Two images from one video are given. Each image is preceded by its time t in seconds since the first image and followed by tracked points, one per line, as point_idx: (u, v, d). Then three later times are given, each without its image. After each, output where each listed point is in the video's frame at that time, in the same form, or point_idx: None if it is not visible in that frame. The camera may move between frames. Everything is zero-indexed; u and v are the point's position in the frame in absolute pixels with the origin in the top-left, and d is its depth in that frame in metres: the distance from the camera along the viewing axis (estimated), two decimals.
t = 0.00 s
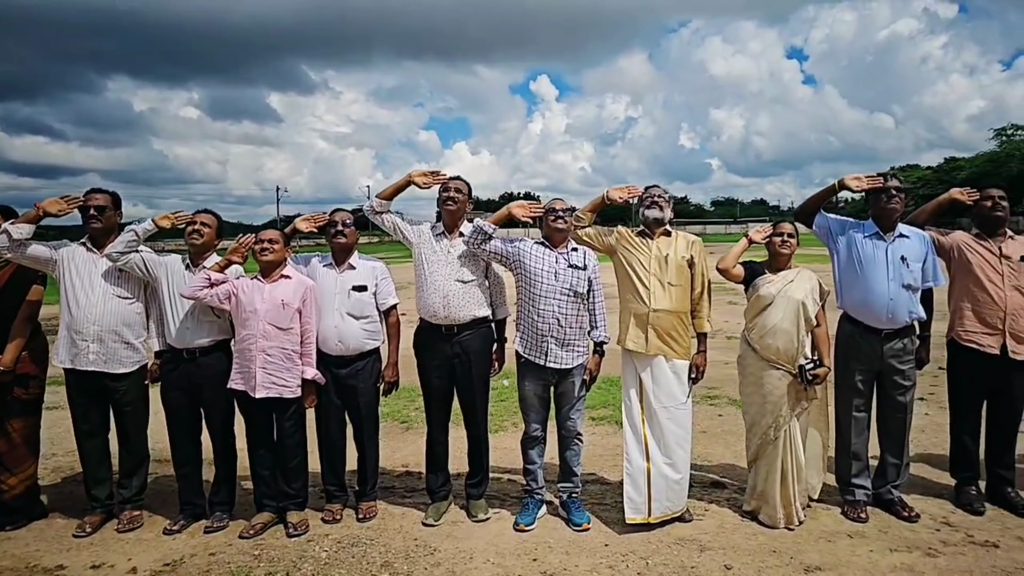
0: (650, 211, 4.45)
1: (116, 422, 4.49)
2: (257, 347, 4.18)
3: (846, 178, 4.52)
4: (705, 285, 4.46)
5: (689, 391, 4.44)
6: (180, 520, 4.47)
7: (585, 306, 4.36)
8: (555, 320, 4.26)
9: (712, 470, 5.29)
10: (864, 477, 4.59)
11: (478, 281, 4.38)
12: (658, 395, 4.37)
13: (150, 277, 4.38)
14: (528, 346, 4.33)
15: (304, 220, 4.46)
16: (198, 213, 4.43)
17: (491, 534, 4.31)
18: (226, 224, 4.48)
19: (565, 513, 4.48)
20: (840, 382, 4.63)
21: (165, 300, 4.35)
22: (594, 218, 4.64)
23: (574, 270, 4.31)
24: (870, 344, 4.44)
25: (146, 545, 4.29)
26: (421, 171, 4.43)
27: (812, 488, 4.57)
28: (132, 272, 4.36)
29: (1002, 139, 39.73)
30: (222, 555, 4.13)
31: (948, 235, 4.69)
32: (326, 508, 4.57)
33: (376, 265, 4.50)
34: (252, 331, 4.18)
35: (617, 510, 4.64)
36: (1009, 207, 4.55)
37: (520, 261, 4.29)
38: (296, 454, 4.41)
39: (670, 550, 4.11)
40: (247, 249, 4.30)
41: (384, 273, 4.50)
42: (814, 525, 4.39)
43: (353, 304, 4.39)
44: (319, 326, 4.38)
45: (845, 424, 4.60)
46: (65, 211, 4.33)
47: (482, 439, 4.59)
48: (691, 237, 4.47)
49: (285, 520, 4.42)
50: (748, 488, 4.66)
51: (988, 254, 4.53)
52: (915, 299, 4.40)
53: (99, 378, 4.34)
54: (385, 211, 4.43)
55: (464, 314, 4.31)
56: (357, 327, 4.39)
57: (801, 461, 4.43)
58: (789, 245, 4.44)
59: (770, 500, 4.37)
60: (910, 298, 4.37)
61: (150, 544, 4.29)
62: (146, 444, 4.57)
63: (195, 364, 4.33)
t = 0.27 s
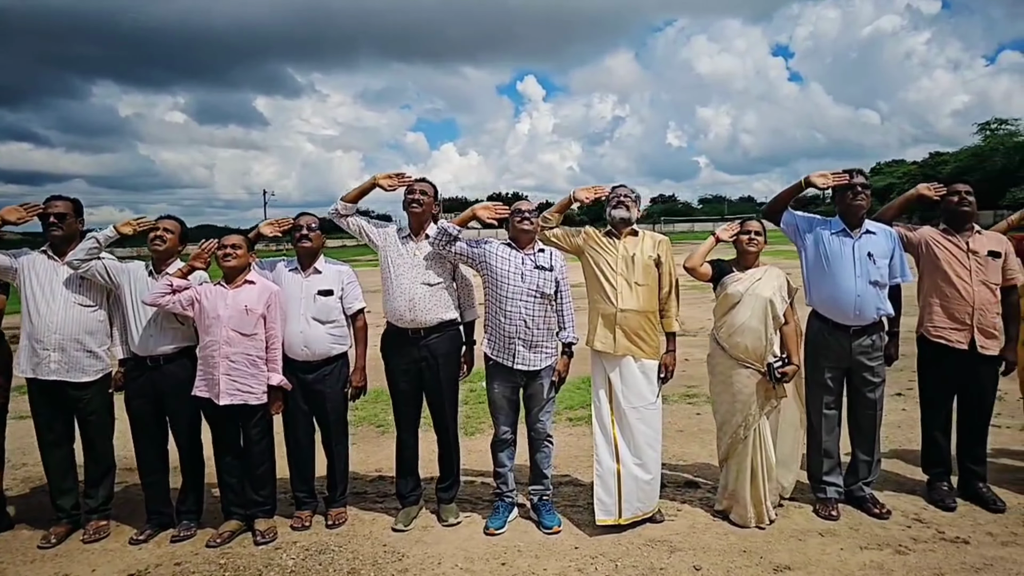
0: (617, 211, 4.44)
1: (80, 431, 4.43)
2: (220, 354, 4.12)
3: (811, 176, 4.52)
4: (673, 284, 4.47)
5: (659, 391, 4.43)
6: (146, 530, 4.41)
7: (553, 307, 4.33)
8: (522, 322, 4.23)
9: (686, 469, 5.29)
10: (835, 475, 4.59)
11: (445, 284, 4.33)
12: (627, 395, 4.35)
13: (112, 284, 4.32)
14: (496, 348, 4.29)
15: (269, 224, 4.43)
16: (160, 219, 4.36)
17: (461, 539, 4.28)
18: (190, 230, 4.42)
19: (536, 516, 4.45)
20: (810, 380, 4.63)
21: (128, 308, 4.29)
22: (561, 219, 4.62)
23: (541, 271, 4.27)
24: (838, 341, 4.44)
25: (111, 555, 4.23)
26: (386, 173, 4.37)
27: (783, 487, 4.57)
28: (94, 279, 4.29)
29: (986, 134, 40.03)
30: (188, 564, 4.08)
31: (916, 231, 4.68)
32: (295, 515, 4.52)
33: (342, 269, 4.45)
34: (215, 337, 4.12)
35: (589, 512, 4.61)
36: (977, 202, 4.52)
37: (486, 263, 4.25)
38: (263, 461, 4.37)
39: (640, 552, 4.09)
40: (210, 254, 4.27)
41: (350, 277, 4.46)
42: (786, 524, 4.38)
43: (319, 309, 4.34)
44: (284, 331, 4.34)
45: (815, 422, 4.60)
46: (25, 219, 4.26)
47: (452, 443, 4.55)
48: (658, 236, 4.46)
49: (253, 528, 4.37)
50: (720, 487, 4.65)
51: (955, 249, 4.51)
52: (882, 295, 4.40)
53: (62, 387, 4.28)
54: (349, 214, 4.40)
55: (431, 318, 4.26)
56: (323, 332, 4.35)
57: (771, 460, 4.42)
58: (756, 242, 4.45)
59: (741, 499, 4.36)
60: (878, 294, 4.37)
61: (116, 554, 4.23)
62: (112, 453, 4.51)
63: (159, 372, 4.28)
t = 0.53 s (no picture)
0: (588, 211, 4.42)
1: (49, 432, 4.41)
2: (186, 355, 4.11)
3: (784, 177, 4.50)
4: (644, 285, 4.46)
5: (630, 393, 4.41)
6: (115, 530, 4.39)
7: (523, 308, 4.29)
8: (491, 324, 4.19)
9: (661, 470, 5.30)
10: (807, 477, 4.57)
11: (414, 284, 4.30)
12: (597, 397, 4.33)
13: (80, 285, 4.31)
14: (465, 349, 4.26)
15: (238, 225, 4.42)
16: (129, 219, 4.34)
17: (429, 540, 4.25)
18: (158, 230, 4.40)
19: (506, 518, 4.43)
20: (783, 381, 4.61)
21: (96, 308, 4.28)
22: (533, 220, 4.60)
23: (510, 272, 4.23)
24: (810, 342, 4.42)
25: (78, 556, 4.21)
26: (355, 173, 4.35)
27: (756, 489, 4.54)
28: (62, 279, 4.27)
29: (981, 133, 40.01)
30: (154, 565, 4.06)
31: (892, 232, 4.62)
32: (265, 517, 4.50)
33: (311, 270, 4.43)
34: (181, 338, 4.11)
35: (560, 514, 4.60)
36: (951, 203, 4.50)
37: (455, 263, 4.22)
38: (232, 462, 4.35)
39: (608, 554, 4.07)
40: (177, 254, 4.20)
41: (320, 278, 4.45)
42: (756, 526, 4.36)
43: (287, 309, 4.32)
44: (252, 332, 4.31)
45: (787, 424, 4.58)
46: None
47: (423, 444, 4.54)
48: (629, 237, 4.45)
49: (221, 529, 4.35)
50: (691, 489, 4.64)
51: (929, 250, 4.45)
52: (854, 296, 4.37)
53: (30, 387, 4.26)
54: (318, 214, 4.34)
55: (399, 319, 4.23)
56: (292, 332, 4.32)
57: (742, 462, 4.41)
58: (727, 243, 4.43)
59: (711, 502, 4.35)
60: (849, 296, 4.34)
61: (83, 555, 4.21)
62: (81, 453, 4.49)
63: (126, 372, 4.26)
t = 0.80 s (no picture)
0: (563, 211, 4.41)
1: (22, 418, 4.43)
2: (158, 345, 4.13)
3: (762, 181, 4.48)
4: (618, 287, 4.44)
5: (601, 394, 4.39)
6: (84, 517, 4.40)
7: (495, 307, 4.27)
8: (462, 322, 4.18)
9: (635, 475, 5.32)
10: (779, 485, 4.54)
11: (386, 281, 4.29)
12: (568, 397, 4.31)
13: (55, 272, 4.33)
14: (436, 346, 4.25)
15: (213, 216, 4.42)
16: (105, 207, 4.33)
17: (395, 537, 4.24)
18: (134, 218, 4.39)
19: (474, 517, 4.41)
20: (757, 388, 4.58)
21: (70, 296, 4.30)
22: (510, 218, 4.58)
23: (483, 271, 4.22)
24: (784, 349, 4.39)
25: (46, 542, 4.22)
26: (331, 168, 4.34)
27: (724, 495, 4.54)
28: (37, 266, 4.29)
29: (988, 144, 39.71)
30: (119, 554, 4.06)
31: (870, 239, 4.56)
32: (234, 509, 4.50)
33: (286, 263, 4.45)
34: (152, 328, 4.14)
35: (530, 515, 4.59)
36: (932, 212, 4.42)
37: (428, 261, 4.22)
38: (201, 453, 4.36)
39: (572, 556, 4.04)
40: (151, 244, 4.23)
41: (294, 271, 4.46)
42: (725, 533, 4.32)
43: (260, 302, 4.34)
44: (225, 323, 4.32)
45: (760, 431, 4.55)
46: None
47: (394, 441, 4.54)
48: (604, 239, 4.44)
49: (189, 520, 4.36)
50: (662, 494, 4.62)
51: (909, 259, 4.38)
52: (830, 303, 4.32)
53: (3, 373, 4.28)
54: (294, 208, 4.35)
55: (370, 314, 4.23)
56: (264, 325, 4.33)
57: (712, 468, 4.38)
58: (704, 247, 4.39)
59: (680, 506, 4.32)
60: (825, 303, 4.29)
61: (50, 541, 4.23)
62: (54, 440, 4.51)
63: (98, 360, 4.27)
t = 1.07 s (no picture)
0: (539, 210, 4.38)
1: None
2: (130, 342, 4.12)
3: (740, 181, 4.43)
4: (593, 287, 4.44)
5: (575, 395, 4.37)
6: (57, 515, 4.39)
7: (469, 307, 4.26)
8: (435, 321, 4.16)
9: (614, 476, 5.31)
10: (755, 487, 4.52)
11: (360, 279, 4.29)
12: (542, 397, 4.29)
13: (29, 268, 4.32)
14: (409, 346, 4.23)
15: (189, 213, 4.43)
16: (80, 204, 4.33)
17: (368, 536, 4.22)
18: (109, 216, 4.40)
19: (448, 517, 4.39)
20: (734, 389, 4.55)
21: (44, 292, 4.30)
22: (487, 217, 4.54)
23: (457, 270, 4.21)
24: (761, 350, 4.36)
25: (17, 538, 4.21)
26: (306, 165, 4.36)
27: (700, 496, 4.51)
28: (11, 262, 4.29)
29: (988, 145, 39.51)
30: (89, 551, 4.05)
31: (849, 240, 4.50)
32: (208, 507, 4.49)
33: (261, 260, 4.44)
34: (126, 324, 4.12)
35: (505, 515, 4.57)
36: (912, 213, 4.36)
37: (401, 259, 4.21)
38: (175, 451, 4.35)
39: (544, 557, 4.01)
40: (124, 241, 4.26)
41: (269, 269, 4.45)
42: (700, 535, 4.30)
43: (234, 300, 4.32)
44: (199, 321, 4.30)
45: (737, 433, 4.53)
46: None
47: (370, 440, 4.53)
48: (580, 238, 4.42)
49: (162, 517, 4.35)
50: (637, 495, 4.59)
51: (886, 260, 4.33)
52: (807, 305, 4.28)
53: None
54: (269, 205, 4.35)
55: (343, 313, 4.21)
56: (238, 323, 4.31)
57: (687, 469, 4.36)
58: (680, 247, 4.38)
59: (654, 508, 4.30)
60: (801, 304, 4.26)
61: (22, 537, 4.22)
62: (28, 437, 4.50)
63: (71, 357, 4.27)
